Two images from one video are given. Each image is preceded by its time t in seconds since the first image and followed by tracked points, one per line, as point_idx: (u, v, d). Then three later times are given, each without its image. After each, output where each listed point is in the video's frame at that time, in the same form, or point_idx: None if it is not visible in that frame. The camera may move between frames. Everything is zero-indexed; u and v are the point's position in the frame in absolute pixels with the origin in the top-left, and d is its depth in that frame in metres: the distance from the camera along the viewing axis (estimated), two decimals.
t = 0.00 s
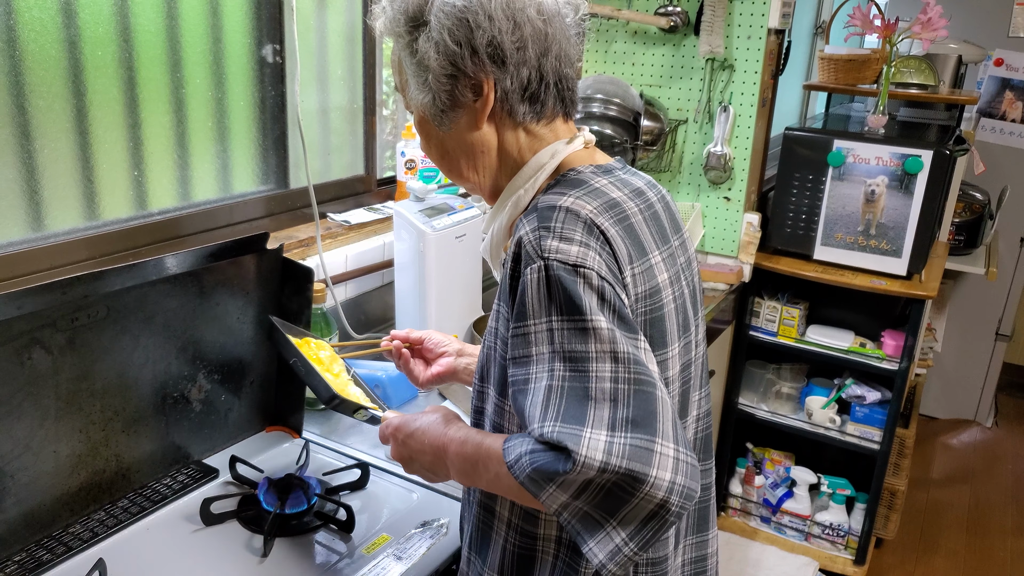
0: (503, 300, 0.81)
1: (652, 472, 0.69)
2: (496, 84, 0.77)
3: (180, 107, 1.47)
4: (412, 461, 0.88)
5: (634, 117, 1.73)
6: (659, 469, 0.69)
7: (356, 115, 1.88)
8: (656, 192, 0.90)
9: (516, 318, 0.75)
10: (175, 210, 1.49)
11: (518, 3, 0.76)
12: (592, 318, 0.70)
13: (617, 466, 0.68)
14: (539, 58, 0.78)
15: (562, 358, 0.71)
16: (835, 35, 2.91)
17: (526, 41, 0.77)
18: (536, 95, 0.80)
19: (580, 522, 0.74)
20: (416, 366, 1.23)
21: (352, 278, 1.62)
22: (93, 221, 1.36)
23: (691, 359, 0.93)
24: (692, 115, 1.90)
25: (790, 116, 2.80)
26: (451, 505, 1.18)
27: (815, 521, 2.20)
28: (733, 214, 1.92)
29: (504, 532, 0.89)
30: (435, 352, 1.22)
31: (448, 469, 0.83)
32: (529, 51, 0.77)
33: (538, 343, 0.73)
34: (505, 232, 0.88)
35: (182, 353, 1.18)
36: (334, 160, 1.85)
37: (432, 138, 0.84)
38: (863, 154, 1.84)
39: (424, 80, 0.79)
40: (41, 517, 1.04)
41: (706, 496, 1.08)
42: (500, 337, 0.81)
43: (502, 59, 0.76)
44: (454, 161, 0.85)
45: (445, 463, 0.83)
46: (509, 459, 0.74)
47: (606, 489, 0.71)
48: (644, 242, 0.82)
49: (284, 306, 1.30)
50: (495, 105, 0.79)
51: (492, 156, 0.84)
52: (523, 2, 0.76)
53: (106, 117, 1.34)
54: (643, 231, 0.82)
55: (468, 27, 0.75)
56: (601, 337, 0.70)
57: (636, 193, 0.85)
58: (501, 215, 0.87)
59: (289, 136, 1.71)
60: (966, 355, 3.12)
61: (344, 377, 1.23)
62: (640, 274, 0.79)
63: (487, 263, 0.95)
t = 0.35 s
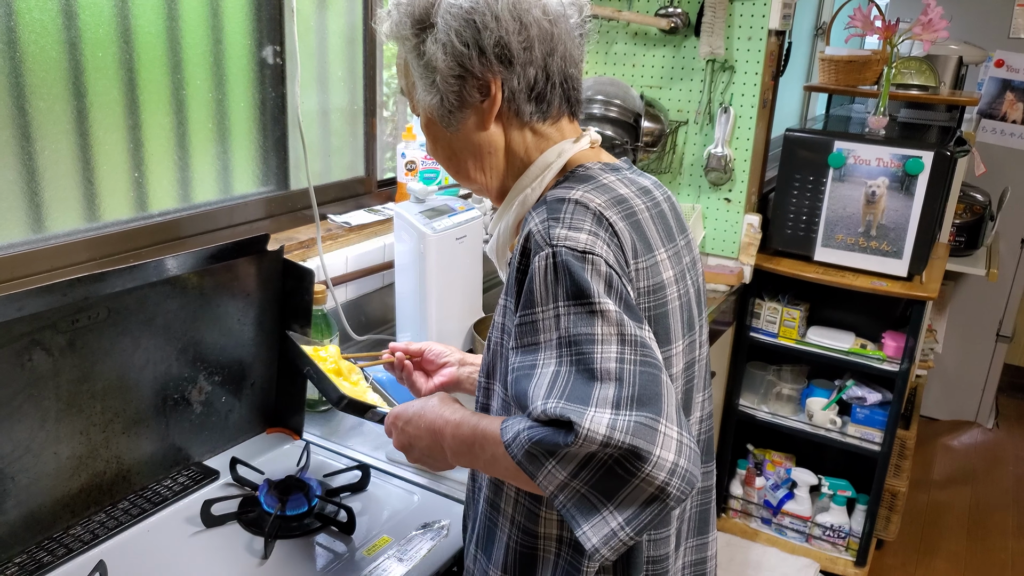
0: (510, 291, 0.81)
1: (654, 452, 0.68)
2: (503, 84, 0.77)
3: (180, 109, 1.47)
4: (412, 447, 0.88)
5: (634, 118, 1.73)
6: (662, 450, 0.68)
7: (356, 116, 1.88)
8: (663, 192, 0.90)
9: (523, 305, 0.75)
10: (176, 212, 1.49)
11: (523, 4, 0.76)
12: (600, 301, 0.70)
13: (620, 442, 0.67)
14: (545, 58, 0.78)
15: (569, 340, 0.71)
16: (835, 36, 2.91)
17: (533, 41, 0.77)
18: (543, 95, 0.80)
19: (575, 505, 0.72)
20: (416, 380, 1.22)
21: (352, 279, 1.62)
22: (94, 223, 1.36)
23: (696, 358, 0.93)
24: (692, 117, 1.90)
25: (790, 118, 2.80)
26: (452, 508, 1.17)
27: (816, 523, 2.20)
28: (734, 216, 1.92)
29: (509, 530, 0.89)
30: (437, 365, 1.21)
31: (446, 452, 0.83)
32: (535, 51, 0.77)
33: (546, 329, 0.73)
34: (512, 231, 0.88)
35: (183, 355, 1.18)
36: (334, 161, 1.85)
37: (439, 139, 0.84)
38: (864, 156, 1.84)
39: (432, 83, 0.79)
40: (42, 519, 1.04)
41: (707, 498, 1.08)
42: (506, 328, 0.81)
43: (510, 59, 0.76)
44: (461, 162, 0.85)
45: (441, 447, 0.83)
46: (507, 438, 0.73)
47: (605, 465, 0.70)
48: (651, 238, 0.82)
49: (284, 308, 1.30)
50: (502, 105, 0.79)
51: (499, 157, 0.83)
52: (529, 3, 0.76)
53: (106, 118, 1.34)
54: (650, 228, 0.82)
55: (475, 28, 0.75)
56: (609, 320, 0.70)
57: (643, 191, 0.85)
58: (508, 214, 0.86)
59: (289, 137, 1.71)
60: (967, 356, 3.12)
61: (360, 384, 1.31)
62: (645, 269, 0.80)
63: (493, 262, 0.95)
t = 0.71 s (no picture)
0: (512, 286, 0.81)
1: (644, 444, 0.67)
2: (512, 86, 0.77)
3: (182, 111, 1.46)
4: (408, 445, 0.88)
5: (636, 120, 1.73)
6: (652, 442, 0.68)
7: (357, 118, 1.88)
8: (669, 193, 0.90)
9: (524, 298, 0.75)
10: (177, 213, 1.49)
11: (530, 6, 0.76)
12: (599, 293, 0.70)
13: (609, 431, 0.66)
14: (552, 59, 0.78)
15: (566, 331, 0.70)
16: (837, 38, 2.91)
17: (541, 43, 0.77)
18: (550, 96, 0.80)
19: (563, 498, 0.71)
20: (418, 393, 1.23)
21: (353, 281, 1.62)
22: (94, 225, 1.36)
23: (701, 358, 0.93)
24: (694, 118, 1.90)
25: (791, 119, 2.80)
26: (454, 510, 1.17)
27: (818, 525, 2.20)
28: (735, 217, 1.92)
29: (510, 528, 0.89)
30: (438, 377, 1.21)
31: (439, 448, 0.83)
32: (543, 52, 0.77)
33: (545, 321, 0.73)
34: (517, 232, 0.88)
35: (184, 358, 1.17)
36: (335, 163, 1.85)
37: (446, 143, 0.83)
38: (866, 157, 1.83)
39: (440, 87, 0.78)
40: (43, 522, 1.03)
41: (710, 500, 1.08)
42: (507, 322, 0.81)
43: (519, 61, 0.76)
44: (469, 166, 0.84)
45: (434, 442, 0.83)
46: (498, 428, 0.73)
47: (594, 456, 0.69)
48: (655, 237, 0.82)
49: (286, 310, 1.30)
50: (511, 107, 0.79)
51: (508, 160, 0.83)
52: (537, 6, 0.76)
53: (107, 120, 1.34)
54: (654, 227, 0.82)
55: (484, 32, 0.74)
56: (607, 312, 0.69)
57: (649, 190, 0.85)
58: (513, 216, 0.86)
59: (290, 139, 1.71)
60: (969, 357, 3.12)
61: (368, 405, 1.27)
62: (649, 267, 0.79)
63: (496, 262, 0.94)
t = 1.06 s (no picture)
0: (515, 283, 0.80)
1: (644, 435, 0.66)
2: (516, 87, 0.77)
3: (185, 111, 1.46)
4: (411, 446, 0.88)
5: (639, 120, 1.73)
6: (652, 433, 0.67)
7: (360, 118, 1.88)
8: (672, 193, 0.90)
9: (527, 293, 0.75)
10: (180, 214, 1.49)
11: (531, 7, 0.76)
12: (601, 287, 0.70)
13: (609, 421, 0.66)
14: (554, 59, 0.78)
15: (567, 325, 0.70)
16: (841, 38, 2.91)
17: (543, 44, 0.77)
18: (553, 96, 0.80)
19: (561, 491, 0.70)
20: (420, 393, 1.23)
21: (356, 281, 1.62)
22: (97, 225, 1.36)
23: (704, 357, 0.92)
24: (697, 119, 1.89)
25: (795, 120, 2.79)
26: (456, 512, 1.17)
27: (821, 528, 2.20)
28: (739, 218, 1.91)
29: (512, 527, 0.89)
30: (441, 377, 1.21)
31: (439, 445, 0.82)
32: (545, 52, 0.77)
33: (548, 316, 0.72)
34: (520, 234, 0.87)
35: (187, 358, 1.17)
36: (338, 163, 1.85)
37: (449, 147, 0.82)
38: (870, 158, 1.83)
39: (443, 91, 0.77)
40: (46, 522, 1.03)
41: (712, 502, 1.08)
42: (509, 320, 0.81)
43: (522, 62, 0.76)
44: (473, 168, 0.83)
45: (434, 439, 0.83)
46: (497, 422, 0.72)
47: (592, 449, 0.68)
48: (658, 235, 0.81)
49: (289, 311, 1.30)
50: (514, 109, 0.79)
51: (511, 162, 0.83)
52: (538, 9, 0.77)
53: (110, 120, 1.34)
54: (658, 225, 0.82)
55: (487, 34, 0.74)
56: (609, 306, 0.69)
57: (652, 190, 0.85)
58: (516, 218, 0.85)
59: (293, 139, 1.71)
60: (972, 359, 3.11)
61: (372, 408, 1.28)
62: (652, 265, 0.79)
63: (498, 263, 0.94)
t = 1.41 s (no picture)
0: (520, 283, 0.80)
1: (653, 433, 0.66)
2: (519, 87, 0.77)
3: (186, 111, 1.46)
4: (415, 446, 0.88)
5: (641, 120, 1.73)
6: (661, 431, 0.66)
7: (362, 118, 1.87)
8: (676, 193, 0.90)
9: (533, 293, 0.75)
10: (182, 213, 1.49)
11: (532, 7, 0.76)
12: (608, 286, 0.70)
13: (618, 419, 0.66)
14: (556, 58, 0.78)
15: (574, 323, 0.70)
16: (843, 37, 2.90)
17: (546, 43, 0.77)
18: (555, 96, 0.80)
19: (569, 489, 0.70)
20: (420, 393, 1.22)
21: (358, 281, 1.62)
22: (100, 224, 1.36)
23: (708, 355, 0.92)
24: (699, 118, 1.89)
25: (797, 119, 2.79)
26: (459, 511, 1.17)
27: (823, 527, 2.20)
28: (741, 218, 1.91)
29: (517, 527, 0.88)
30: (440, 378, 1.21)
31: (445, 444, 0.82)
32: (548, 52, 0.77)
33: (554, 315, 0.72)
34: (524, 235, 0.87)
35: (189, 358, 1.17)
36: (340, 163, 1.85)
37: (452, 149, 0.82)
38: (873, 158, 1.83)
39: (446, 93, 0.77)
40: (49, 522, 1.03)
41: (715, 502, 1.07)
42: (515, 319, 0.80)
43: (525, 61, 0.76)
44: (476, 170, 0.83)
45: (439, 438, 0.82)
46: (503, 420, 0.72)
47: (601, 447, 0.68)
48: (664, 234, 0.81)
49: (291, 311, 1.30)
50: (518, 109, 0.79)
51: (514, 162, 0.83)
52: (540, 9, 0.77)
53: (112, 119, 1.34)
54: (663, 224, 0.82)
55: (490, 35, 0.74)
56: (616, 304, 0.69)
57: (657, 189, 0.85)
58: (520, 219, 0.85)
59: (295, 139, 1.71)
60: (974, 359, 3.11)
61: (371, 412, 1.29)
62: (657, 264, 0.79)
63: (502, 264, 0.94)
